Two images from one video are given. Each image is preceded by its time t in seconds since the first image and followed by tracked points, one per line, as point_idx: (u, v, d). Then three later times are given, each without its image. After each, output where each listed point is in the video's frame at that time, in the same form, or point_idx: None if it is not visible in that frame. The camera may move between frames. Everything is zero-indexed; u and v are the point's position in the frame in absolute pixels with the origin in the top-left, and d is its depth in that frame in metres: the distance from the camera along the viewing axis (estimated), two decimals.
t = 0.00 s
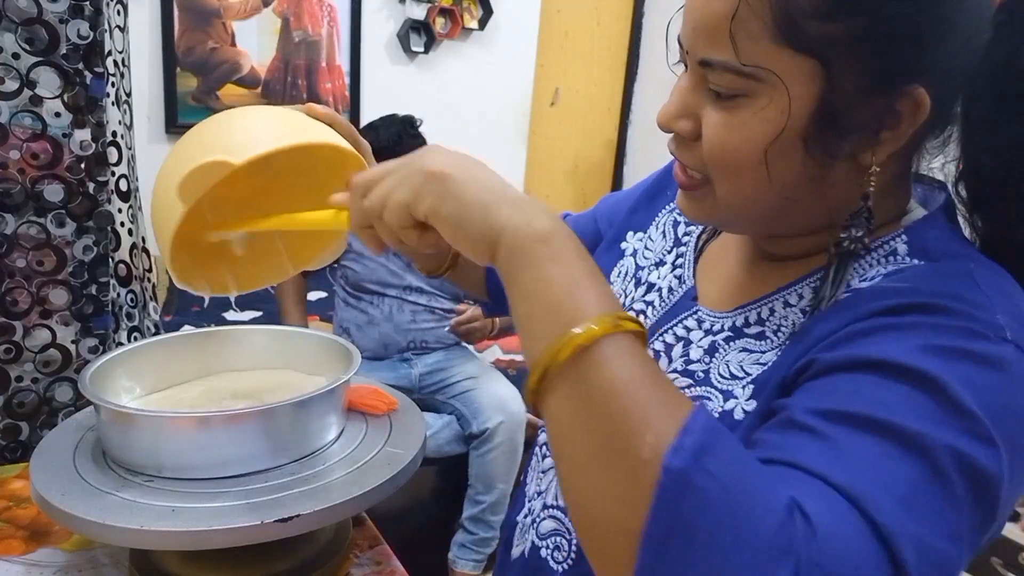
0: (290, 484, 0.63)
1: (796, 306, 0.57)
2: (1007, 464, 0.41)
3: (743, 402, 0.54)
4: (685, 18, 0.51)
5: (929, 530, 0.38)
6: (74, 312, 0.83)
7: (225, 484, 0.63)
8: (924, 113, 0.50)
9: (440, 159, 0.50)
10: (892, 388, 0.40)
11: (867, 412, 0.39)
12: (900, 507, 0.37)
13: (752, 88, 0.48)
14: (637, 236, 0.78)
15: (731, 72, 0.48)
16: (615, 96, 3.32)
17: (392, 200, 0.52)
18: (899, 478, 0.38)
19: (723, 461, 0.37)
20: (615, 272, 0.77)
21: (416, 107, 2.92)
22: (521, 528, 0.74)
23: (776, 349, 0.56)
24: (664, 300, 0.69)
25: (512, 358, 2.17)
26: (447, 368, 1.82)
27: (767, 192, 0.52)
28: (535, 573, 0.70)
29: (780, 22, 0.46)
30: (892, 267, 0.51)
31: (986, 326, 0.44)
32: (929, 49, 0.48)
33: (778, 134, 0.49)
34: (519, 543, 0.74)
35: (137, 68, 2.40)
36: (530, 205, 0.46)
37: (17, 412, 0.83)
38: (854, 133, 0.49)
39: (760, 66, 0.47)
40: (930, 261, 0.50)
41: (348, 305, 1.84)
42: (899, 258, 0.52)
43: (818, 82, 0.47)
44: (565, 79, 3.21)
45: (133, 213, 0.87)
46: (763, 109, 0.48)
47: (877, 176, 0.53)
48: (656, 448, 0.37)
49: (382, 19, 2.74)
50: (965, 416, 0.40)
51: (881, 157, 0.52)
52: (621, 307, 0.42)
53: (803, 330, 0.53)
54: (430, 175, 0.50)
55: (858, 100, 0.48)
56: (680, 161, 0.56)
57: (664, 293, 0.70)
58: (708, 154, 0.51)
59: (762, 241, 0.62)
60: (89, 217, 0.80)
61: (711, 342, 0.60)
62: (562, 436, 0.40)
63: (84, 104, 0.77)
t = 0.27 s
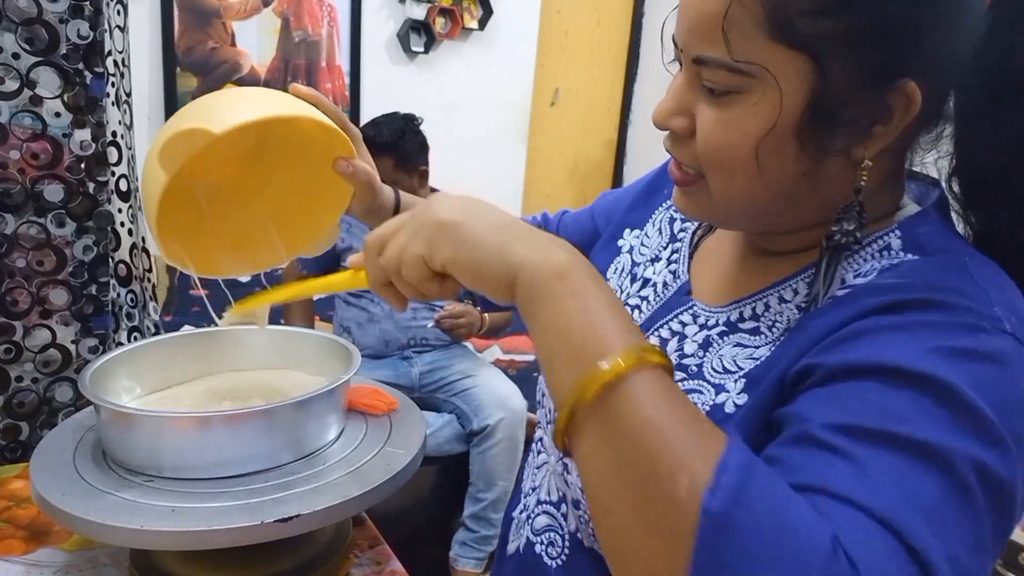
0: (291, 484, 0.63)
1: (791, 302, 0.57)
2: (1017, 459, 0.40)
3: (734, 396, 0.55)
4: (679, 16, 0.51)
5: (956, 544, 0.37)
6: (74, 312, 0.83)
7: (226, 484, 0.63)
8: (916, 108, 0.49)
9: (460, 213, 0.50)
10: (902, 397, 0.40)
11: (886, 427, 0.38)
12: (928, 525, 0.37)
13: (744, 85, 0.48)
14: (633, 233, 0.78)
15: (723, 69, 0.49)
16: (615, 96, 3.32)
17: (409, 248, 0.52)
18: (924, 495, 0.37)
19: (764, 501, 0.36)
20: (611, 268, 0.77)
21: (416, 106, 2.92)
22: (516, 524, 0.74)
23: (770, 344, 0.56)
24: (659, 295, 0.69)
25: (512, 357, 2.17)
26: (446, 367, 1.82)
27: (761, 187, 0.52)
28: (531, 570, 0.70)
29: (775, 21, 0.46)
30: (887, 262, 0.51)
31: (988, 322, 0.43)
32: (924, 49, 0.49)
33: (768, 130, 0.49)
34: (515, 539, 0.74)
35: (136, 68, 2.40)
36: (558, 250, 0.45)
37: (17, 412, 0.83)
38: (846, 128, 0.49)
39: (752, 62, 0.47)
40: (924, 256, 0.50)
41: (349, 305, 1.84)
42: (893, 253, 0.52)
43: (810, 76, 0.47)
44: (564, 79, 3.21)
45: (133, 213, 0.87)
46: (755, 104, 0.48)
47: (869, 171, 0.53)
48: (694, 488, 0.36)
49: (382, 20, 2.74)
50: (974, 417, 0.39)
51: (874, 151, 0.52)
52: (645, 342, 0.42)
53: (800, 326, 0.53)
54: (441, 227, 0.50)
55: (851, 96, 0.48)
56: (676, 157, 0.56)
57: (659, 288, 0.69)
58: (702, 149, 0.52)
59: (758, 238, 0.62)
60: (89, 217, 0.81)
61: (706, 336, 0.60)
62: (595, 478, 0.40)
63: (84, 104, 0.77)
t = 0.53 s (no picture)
0: (290, 485, 0.63)
1: (789, 305, 0.57)
2: (1006, 485, 0.42)
3: (734, 401, 0.54)
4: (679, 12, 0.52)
5: None
6: (74, 312, 0.83)
7: (227, 484, 0.63)
8: (909, 102, 0.49)
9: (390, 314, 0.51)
10: (882, 437, 0.42)
11: (860, 476, 0.41)
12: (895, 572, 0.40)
13: (740, 76, 0.49)
14: (631, 233, 0.78)
15: (719, 60, 0.49)
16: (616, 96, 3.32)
17: (338, 366, 0.50)
18: (894, 542, 0.40)
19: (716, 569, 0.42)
20: (610, 268, 0.77)
21: (416, 106, 2.92)
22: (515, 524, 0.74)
23: (768, 348, 0.55)
24: (658, 293, 0.68)
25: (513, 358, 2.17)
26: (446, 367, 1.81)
27: (757, 180, 0.52)
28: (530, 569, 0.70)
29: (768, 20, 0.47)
30: (885, 265, 0.51)
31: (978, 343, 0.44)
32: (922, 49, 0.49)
33: (762, 120, 0.49)
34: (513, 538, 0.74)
35: (136, 68, 2.40)
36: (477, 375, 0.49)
37: (17, 412, 0.83)
38: (840, 120, 0.49)
39: (748, 54, 0.48)
40: (923, 259, 0.50)
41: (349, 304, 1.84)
42: (891, 255, 0.52)
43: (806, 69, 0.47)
44: (565, 79, 3.21)
45: (133, 213, 0.87)
46: (750, 96, 0.49)
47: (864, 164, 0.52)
48: None
49: (382, 19, 2.74)
50: (954, 451, 0.41)
51: (869, 145, 0.51)
52: (566, 462, 0.46)
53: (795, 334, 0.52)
54: (367, 367, 0.48)
55: (845, 89, 0.48)
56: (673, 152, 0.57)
57: (657, 287, 0.69)
58: (699, 141, 0.53)
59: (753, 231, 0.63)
60: (89, 217, 0.80)
61: (703, 337, 0.60)
62: None
63: (84, 104, 0.77)
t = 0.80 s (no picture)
0: (289, 484, 0.63)
1: (784, 305, 0.57)
2: None
3: (726, 398, 0.54)
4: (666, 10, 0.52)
5: None
6: (75, 312, 0.83)
7: (227, 484, 0.63)
8: (895, 97, 0.49)
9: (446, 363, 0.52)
10: (915, 442, 0.40)
11: (925, 484, 0.39)
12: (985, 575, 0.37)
13: (727, 72, 0.50)
14: (627, 233, 0.78)
15: (707, 57, 0.50)
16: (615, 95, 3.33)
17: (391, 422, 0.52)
18: (962, 545, 0.38)
19: None
20: (605, 267, 0.77)
21: (415, 106, 2.92)
22: (513, 522, 0.75)
23: (762, 347, 0.55)
24: (652, 291, 0.69)
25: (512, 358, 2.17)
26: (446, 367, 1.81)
27: (746, 176, 0.52)
28: (527, 566, 0.70)
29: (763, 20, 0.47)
30: (878, 263, 0.51)
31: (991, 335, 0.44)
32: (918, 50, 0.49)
33: (750, 114, 0.50)
34: (512, 536, 0.74)
35: (136, 68, 2.40)
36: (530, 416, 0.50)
37: (18, 412, 0.83)
38: (826, 114, 0.50)
39: (734, 49, 0.49)
40: (915, 256, 0.50)
41: (348, 304, 1.85)
42: (882, 251, 0.52)
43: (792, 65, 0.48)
44: (564, 79, 3.22)
45: (132, 213, 0.87)
46: (737, 92, 0.50)
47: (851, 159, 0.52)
48: None
49: (382, 20, 2.74)
50: (996, 444, 0.39)
51: (857, 139, 0.51)
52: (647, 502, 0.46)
53: (790, 335, 0.52)
54: (430, 424, 0.49)
55: (830, 83, 0.49)
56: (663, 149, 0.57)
57: (652, 285, 0.69)
58: (688, 137, 0.53)
59: (743, 231, 0.63)
60: (89, 217, 0.81)
61: (698, 335, 0.60)
62: None
63: (84, 104, 0.77)
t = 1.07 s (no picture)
0: (289, 485, 0.63)
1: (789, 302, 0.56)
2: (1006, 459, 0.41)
3: (734, 395, 0.54)
4: (682, 11, 0.51)
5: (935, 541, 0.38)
6: (75, 312, 0.83)
7: (228, 484, 0.63)
8: (911, 103, 0.50)
9: (471, 233, 0.46)
10: (894, 401, 0.40)
11: (877, 431, 0.39)
12: (904, 523, 0.38)
13: (745, 78, 0.48)
14: (630, 233, 0.78)
15: (724, 61, 0.49)
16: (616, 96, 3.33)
17: (382, 248, 0.48)
18: (903, 497, 0.38)
19: (729, 492, 0.38)
20: (609, 267, 0.77)
21: (415, 106, 2.92)
22: (517, 521, 0.74)
23: (769, 343, 0.55)
24: (657, 292, 0.69)
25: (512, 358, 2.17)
26: (448, 367, 1.82)
27: (760, 181, 0.52)
28: (531, 566, 0.70)
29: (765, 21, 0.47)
30: (883, 263, 0.51)
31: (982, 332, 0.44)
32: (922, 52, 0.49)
33: (770, 122, 0.49)
34: (515, 536, 0.74)
35: (136, 68, 2.40)
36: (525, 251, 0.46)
37: (17, 412, 0.83)
38: (842, 122, 0.49)
39: (754, 56, 0.47)
40: (922, 257, 0.50)
41: (349, 305, 1.83)
42: (889, 253, 0.52)
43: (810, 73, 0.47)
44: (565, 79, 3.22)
45: (132, 213, 0.87)
46: (756, 98, 0.48)
47: (867, 165, 0.53)
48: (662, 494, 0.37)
49: (382, 20, 2.74)
50: (955, 418, 0.39)
51: (871, 146, 0.52)
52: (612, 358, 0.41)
53: (796, 329, 0.52)
54: (419, 234, 0.46)
55: (848, 92, 0.48)
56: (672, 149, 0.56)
57: (657, 285, 0.69)
58: (703, 142, 0.52)
59: (750, 230, 0.63)
60: (90, 217, 0.81)
61: (704, 334, 0.60)
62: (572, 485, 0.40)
63: (84, 104, 0.77)
